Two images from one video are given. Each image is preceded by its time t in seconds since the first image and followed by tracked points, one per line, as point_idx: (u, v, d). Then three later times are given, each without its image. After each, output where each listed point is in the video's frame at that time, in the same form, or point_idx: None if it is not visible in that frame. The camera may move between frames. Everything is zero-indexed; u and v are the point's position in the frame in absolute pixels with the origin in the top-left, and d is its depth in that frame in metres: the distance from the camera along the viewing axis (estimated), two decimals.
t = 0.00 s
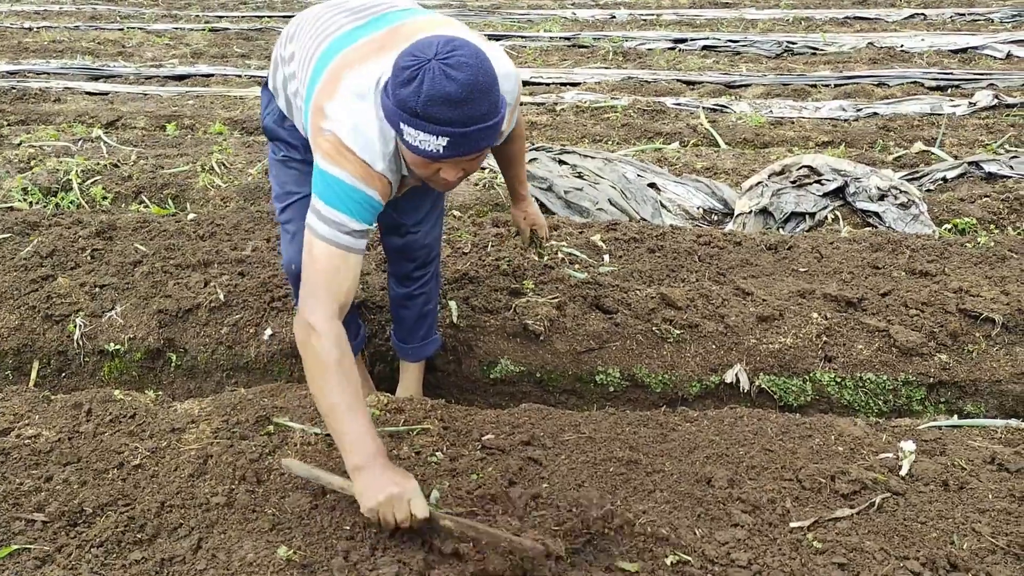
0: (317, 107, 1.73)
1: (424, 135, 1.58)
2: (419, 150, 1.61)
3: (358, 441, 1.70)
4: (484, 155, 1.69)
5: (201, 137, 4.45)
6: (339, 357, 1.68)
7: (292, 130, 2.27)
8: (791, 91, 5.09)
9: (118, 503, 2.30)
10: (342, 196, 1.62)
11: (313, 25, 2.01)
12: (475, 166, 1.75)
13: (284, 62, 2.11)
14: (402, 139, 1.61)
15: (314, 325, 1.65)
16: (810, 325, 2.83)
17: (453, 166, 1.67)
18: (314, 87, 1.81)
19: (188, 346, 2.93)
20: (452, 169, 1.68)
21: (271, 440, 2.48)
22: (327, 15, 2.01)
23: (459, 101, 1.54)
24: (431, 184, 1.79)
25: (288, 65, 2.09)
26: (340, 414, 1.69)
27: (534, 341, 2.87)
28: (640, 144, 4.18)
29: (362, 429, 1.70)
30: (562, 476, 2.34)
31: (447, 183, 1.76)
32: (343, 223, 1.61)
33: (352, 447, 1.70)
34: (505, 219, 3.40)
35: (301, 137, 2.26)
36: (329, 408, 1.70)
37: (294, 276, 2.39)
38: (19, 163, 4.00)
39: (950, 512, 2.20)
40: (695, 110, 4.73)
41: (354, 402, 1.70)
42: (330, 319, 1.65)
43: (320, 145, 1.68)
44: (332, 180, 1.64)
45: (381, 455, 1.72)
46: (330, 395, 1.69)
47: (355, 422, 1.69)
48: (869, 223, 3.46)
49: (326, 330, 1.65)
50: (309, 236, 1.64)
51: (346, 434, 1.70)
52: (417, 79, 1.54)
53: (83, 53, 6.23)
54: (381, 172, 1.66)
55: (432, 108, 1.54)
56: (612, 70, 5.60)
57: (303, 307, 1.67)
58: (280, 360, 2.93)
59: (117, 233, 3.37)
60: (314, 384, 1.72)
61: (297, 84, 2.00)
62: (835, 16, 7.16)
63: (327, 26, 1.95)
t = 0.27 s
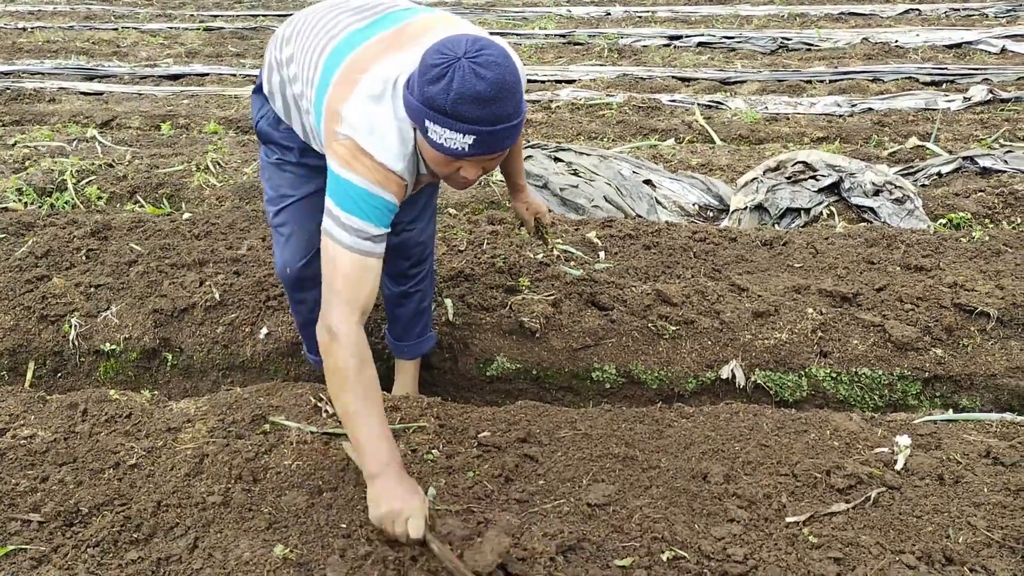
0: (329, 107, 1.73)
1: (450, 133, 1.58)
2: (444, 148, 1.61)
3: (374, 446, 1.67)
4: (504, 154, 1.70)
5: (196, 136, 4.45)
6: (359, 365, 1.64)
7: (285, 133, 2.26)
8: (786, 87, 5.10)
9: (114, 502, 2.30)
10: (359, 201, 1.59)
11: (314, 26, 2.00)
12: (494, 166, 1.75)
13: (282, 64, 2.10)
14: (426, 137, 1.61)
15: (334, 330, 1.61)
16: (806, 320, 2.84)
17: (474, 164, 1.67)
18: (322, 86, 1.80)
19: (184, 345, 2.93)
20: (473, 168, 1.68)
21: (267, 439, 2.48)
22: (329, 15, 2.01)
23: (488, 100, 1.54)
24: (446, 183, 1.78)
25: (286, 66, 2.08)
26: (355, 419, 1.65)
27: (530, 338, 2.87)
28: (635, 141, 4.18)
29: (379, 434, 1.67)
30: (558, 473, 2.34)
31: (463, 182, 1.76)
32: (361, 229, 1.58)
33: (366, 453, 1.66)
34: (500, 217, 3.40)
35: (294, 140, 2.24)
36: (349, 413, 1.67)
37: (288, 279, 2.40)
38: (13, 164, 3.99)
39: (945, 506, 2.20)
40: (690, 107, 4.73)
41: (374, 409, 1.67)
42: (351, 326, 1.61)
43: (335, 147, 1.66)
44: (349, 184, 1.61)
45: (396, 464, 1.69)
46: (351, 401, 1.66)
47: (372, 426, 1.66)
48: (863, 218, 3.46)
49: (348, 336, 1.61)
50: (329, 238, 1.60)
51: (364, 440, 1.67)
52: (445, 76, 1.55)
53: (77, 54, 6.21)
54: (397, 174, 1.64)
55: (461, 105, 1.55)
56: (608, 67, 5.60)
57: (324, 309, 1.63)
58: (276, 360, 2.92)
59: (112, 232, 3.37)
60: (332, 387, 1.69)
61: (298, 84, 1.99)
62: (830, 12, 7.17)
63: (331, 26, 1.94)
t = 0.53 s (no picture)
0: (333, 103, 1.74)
1: (453, 126, 1.57)
2: (448, 142, 1.60)
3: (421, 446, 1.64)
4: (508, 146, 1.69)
5: (195, 133, 4.44)
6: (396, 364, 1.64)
7: (289, 127, 2.27)
8: (786, 82, 5.09)
9: (115, 499, 2.30)
10: (368, 196, 1.62)
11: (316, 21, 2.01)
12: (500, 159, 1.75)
13: (284, 60, 2.12)
14: (429, 131, 1.60)
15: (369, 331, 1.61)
16: (806, 315, 2.84)
17: (479, 158, 1.67)
18: (325, 82, 1.81)
19: (184, 342, 2.92)
20: (478, 161, 1.68)
21: (268, 436, 2.49)
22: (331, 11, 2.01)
23: (490, 91, 1.54)
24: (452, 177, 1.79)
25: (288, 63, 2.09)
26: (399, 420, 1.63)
27: (531, 334, 2.86)
28: (635, 136, 4.18)
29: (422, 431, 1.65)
30: (559, 468, 2.34)
31: (470, 175, 1.76)
32: (374, 223, 1.60)
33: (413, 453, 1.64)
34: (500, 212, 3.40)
35: (298, 134, 2.26)
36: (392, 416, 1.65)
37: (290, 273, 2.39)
38: (12, 162, 3.98)
39: (947, 499, 2.20)
40: (690, 102, 4.73)
41: (417, 408, 1.65)
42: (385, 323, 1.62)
43: (341, 144, 1.69)
44: (356, 181, 1.64)
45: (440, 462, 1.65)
46: (391, 403, 1.64)
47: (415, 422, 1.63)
48: (864, 213, 3.46)
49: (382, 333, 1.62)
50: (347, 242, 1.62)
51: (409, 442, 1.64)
52: (446, 69, 1.54)
53: (76, 51, 6.20)
54: (404, 169, 1.66)
55: (463, 98, 1.54)
56: (607, 62, 5.59)
57: (354, 315, 1.63)
58: (276, 356, 2.92)
59: (112, 230, 3.36)
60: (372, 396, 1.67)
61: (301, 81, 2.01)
62: (830, 6, 7.15)
63: (331, 21, 1.95)
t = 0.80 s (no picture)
0: (343, 98, 1.74)
1: (468, 124, 1.59)
2: (462, 140, 1.62)
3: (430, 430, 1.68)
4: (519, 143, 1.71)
5: (196, 129, 4.44)
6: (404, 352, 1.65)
7: (295, 121, 2.27)
8: (789, 77, 5.08)
9: (118, 495, 2.30)
10: (383, 186, 1.61)
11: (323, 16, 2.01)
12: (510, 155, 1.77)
13: (289, 55, 2.12)
14: (443, 129, 1.61)
15: (380, 321, 1.61)
16: (809, 310, 2.83)
17: (492, 154, 1.68)
18: (333, 78, 1.81)
19: (187, 338, 2.93)
20: (491, 157, 1.69)
21: (270, 431, 2.49)
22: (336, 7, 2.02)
23: (504, 88, 1.55)
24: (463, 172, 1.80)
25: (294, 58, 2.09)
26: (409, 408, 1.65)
27: (533, 329, 2.86)
28: (637, 132, 4.17)
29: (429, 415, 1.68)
30: (562, 463, 2.34)
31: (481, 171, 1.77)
32: (390, 213, 1.60)
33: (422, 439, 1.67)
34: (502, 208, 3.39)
35: (304, 128, 2.26)
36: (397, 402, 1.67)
37: (293, 269, 2.39)
38: (14, 158, 3.98)
39: (950, 494, 2.20)
40: (692, 97, 4.72)
41: (422, 394, 1.68)
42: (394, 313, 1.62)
43: (352, 135, 1.68)
44: (371, 170, 1.63)
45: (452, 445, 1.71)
46: (397, 391, 1.66)
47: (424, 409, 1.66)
48: (867, 208, 3.45)
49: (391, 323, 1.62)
50: (358, 231, 1.60)
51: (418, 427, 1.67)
52: (460, 68, 1.55)
53: (78, 48, 6.20)
54: (417, 163, 1.66)
55: (477, 96, 1.55)
56: (609, 57, 5.58)
57: (360, 303, 1.63)
58: (279, 352, 2.92)
59: (114, 226, 3.36)
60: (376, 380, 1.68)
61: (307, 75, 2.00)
62: (832, 1, 7.13)
63: (337, 17, 1.95)
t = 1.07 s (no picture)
0: (353, 93, 1.74)
1: (486, 120, 1.58)
2: (480, 135, 1.61)
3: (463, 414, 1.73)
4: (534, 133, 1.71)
5: (199, 125, 4.44)
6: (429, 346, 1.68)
7: (296, 119, 2.27)
8: (792, 73, 5.07)
9: (122, 490, 2.31)
10: (395, 185, 1.62)
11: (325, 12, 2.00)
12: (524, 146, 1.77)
13: (292, 50, 2.11)
14: (460, 125, 1.61)
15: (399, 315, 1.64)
16: (813, 307, 2.83)
17: (509, 147, 1.68)
18: (342, 74, 1.80)
19: (190, 334, 2.93)
20: (507, 150, 1.69)
21: (274, 427, 2.49)
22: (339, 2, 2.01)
23: (522, 84, 1.54)
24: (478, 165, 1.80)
25: (297, 53, 2.09)
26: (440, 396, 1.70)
27: (536, 326, 2.86)
28: (640, 128, 4.16)
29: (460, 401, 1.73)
30: (565, 459, 2.34)
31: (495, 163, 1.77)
32: (404, 212, 1.61)
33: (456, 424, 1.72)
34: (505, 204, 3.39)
35: (305, 126, 2.25)
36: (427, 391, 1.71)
37: (296, 267, 2.39)
38: (18, 154, 3.99)
39: (954, 491, 2.20)
40: (695, 93, 4.71)
41: (451, 379, 1.71)
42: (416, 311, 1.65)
43: (364, 133, 1.69)
44: (384, 169, 1.64)
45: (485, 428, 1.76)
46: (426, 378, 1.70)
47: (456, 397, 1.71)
48: (870, 204, 3.45)
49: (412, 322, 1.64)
50: (376, 230, 1.62)
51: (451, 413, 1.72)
52: (478, 64, 1.54)
53: (80, 43, 6.20)
54: (429, 159, 1.67)
55: (495, 92, 1.55)
56: (612, 53, 5.57)
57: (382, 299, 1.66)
58: (282, 348, 2.92)
59: (117, 222, 3.37)
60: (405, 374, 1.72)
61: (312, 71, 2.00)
62: None
63: (341, 13, 1.94)
